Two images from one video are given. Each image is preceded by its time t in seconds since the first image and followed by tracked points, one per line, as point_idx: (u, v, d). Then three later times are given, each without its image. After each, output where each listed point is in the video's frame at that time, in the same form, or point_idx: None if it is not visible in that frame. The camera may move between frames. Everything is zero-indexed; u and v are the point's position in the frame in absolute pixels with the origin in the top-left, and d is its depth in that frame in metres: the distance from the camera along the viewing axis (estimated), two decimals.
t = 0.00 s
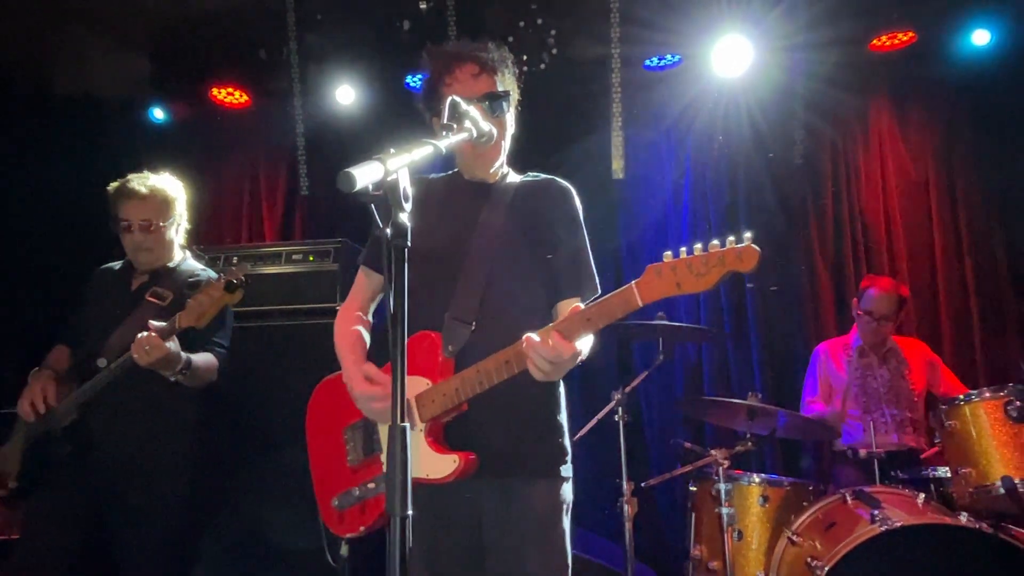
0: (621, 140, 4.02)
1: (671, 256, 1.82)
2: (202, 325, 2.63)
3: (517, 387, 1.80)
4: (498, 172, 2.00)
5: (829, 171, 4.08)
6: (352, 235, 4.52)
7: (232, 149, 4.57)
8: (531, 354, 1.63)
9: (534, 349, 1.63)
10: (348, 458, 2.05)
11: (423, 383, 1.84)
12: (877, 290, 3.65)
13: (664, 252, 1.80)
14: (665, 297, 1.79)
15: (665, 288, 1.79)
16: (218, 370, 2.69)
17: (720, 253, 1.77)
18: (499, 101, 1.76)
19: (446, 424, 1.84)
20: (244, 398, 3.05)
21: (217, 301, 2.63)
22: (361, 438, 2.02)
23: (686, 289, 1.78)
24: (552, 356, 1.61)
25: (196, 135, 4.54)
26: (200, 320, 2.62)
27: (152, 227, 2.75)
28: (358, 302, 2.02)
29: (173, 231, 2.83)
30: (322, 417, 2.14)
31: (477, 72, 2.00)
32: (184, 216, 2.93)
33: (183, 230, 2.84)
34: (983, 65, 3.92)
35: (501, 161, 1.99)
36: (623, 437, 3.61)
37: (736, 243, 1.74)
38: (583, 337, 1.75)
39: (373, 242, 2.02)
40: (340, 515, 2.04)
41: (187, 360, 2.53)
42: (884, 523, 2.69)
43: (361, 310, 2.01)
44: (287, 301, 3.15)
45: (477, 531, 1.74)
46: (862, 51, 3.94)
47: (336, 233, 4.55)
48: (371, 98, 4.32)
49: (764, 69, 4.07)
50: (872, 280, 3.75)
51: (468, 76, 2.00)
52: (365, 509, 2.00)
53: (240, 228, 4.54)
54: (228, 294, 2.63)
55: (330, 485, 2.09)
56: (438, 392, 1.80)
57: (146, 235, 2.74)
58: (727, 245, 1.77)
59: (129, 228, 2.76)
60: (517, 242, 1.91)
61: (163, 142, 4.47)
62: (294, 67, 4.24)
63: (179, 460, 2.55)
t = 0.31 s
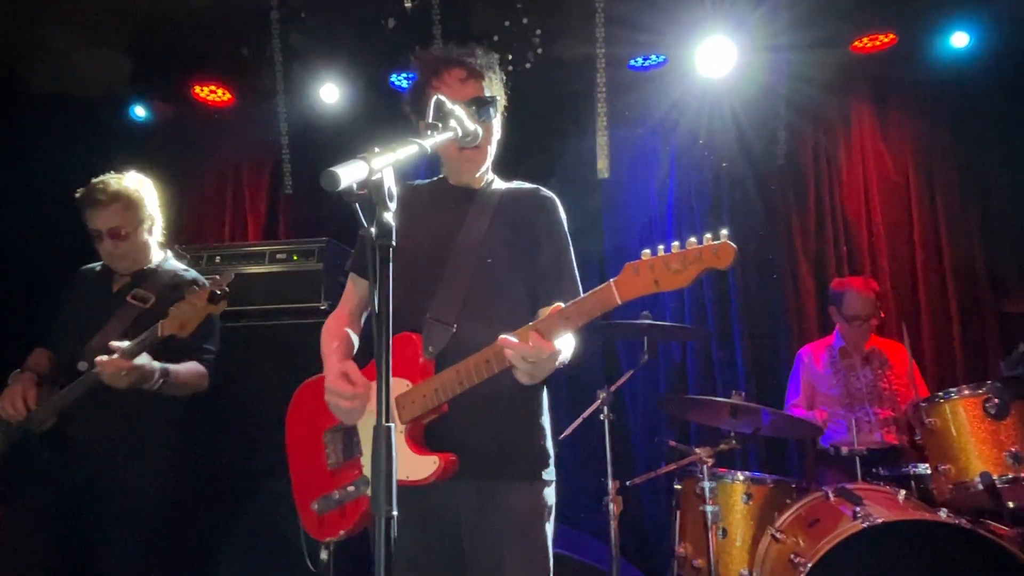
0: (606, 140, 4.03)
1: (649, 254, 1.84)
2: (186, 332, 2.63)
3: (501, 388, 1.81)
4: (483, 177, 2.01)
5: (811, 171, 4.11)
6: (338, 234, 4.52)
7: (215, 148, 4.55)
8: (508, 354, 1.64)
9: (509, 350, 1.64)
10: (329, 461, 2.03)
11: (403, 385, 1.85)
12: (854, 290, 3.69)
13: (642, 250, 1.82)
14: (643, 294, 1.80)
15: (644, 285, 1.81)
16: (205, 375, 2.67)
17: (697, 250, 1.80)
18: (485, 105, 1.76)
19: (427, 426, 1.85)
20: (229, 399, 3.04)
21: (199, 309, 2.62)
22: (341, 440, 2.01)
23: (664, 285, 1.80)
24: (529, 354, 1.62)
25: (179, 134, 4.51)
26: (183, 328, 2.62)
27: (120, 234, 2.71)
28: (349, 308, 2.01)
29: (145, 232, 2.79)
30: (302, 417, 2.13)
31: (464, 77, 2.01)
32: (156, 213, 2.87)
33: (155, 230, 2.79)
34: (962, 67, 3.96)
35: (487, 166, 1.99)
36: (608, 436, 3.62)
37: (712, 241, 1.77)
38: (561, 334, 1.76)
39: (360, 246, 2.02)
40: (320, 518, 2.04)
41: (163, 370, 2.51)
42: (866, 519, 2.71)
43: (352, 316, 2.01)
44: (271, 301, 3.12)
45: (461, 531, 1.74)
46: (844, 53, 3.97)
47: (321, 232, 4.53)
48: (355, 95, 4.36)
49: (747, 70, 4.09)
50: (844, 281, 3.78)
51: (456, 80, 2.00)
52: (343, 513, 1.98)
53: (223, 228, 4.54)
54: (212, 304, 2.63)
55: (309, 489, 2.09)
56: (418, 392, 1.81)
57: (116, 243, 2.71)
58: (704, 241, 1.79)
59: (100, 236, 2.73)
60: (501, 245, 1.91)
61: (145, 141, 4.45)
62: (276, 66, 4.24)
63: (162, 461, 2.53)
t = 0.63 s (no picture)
0: (597, 138, 4.04)
1: (636, 250, 1.86)
2: (179, 343, 2.61)
3: (493, 387, 1.82)
4: (474, 176, 2.01)
5: (801, 170, 4.13)
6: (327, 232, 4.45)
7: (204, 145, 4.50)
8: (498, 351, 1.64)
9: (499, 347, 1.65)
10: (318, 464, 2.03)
11: (393, 383, 1.85)
12: (842, 288, 3.74)
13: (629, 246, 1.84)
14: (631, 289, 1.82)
15: (631, 280, 1.82)
16: (193, 383, 2.67)
17: (683, 244, 1.82)
18: (477, 105, 1.74)
19: (416, 424, 1.85)
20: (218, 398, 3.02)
21: (192, 322, 2.59)
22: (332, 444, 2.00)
23: (651, 280, 1.82)
24: (518, 349, 1.63)
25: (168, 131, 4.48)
26: (176, 339, 2.60)
27: (102, 234, 2.70)
28: (336, 306, 2.00)
29: (129, 231, 2.78)
30: (292, 417, 2.14)
31: (457, 77, 2.02)
32: (141, 211, 2.86)
33: (139, 229, 2.79)
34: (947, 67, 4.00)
35: (478, 166, 2.00)
36: (599, 434, 3.63)
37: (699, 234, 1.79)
38: (552, 331, 1.76)
39: (349, 246, 2.03)
40: (309, 518, 2.03)
41: (136, 389, 2.52)
42: (855, 515, 2.72)
43: (340, 316, 1.99)
44: (262, 300, 3.12)
45: (452, 530, 1.74)
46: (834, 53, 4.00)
47: (310, 230, 4.48)
48: (346, 93, 4.30)
49: (738, 70, 4.11)
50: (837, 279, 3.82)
51: (448, 81, 2.01)
52: (335, 514, 2.00)
53: (212, 226, 4.43)
54: (206, 317, 2.59)
55: (296, 490, 2.07)
56: (408, 391, 1.81)
57: (100, 243, 2.71)
58: (690, 236, 1.81)
59: (84, 237, 2.72)
60: (492, 243, 1.92)
61: (135, 138, 4.43)
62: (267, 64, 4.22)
63: (152, 460, 2.53)
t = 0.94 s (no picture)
0: (588, 138, 4.05)
1: (632, 250, 1.88)
2: (175, 343, 2.59)
3: (485, 387, 1.82)
4: (465, 179, 2.02)
5: (791, 170, 4.16)
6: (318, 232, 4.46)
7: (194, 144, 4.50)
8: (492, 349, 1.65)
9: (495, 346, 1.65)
10: (312, 462, 2.03)
11: (387, 383, 1.85)
12: (831, 286, 3.78)
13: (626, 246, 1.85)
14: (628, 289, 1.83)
15: (628, 279, 1.83)
16: (188, 380, 2.66)
17: (680, 244, 1.83)
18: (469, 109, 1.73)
19: (411, 424, 1.85)
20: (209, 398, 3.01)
21: (187, 322, 2.58)
22: (324, 441, 2.01)
23: (647, 279, 1.83)
24: (512, 350, 1.64)
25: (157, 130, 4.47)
26: (172, 339, 2.58)
27: (97, 226, 2.71)
28: (329, 307, 2.01)
29: (118, 226, 2.79)
30: (283, 418, 2.14)
31: (450, 81, 2.03)
32: (128, 209, 2.88)
33: (128, 225, 2.80)
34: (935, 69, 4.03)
35: (469, 168, 2.01)
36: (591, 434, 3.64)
37: (695, 235, 1.82)
38: (546, 331, 1.76)
39: (340, 247, 2.03)
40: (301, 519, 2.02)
41: (129, 392, 2.50)
42: (844, 514, 2.74)
43: (331, 316, 2.00)
44: (252, 300, 3.11)
45: (445, 530, 1.75)
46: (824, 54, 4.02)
47: (301, 230, 4.48)
48: (337, 93, 4.28)
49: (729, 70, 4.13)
50: (826, 277, 3.87)
51: (441, 84, 2.02)
52: (328, 515, 1.97)
53: (202, 225, 4.44)
54: (203, 317, 2.57)
55: (290, 491, 2.09)
56: (403, 391, 1.81)
57: (91, 235, 2.71)
58: (686, 236, 1.83)
59: (73, 229, 2.71)
60: (483, 244, 1.93)
61: (122, 136, 4.38)
62: (257, 63, 4.22)
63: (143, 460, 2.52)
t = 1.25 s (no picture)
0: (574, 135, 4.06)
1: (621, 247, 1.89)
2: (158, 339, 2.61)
3: (470, 384, 1.83)
4: (448, 177, 2.02)
5: (774, 167, 4.19)
6: (303, 227, 4.45)
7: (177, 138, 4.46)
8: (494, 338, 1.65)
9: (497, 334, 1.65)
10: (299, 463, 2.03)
11: (375, 380, 1.84)
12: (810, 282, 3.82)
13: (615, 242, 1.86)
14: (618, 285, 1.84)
15: (618, 275, 1.84)
16: (166, 381, 2.67)
17: (668, 241, 1.86)
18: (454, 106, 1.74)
19: (399, 422, 1.85)
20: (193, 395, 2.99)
21: (171, 317, 2.61)
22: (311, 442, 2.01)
23: (637, 275, 1.84)
24: (516, 339, 1.64)
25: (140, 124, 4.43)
26: (155, 336, 2.61)
27: (79, 221, 2.70)
28: (308, 302, 2.00)
29: (99, 222, 2.77)
30: (270, 417, 2.13)
31: (436, 79, 2.02)
32: (111, 205, 2.87)
33: (109, 220, 2.79)
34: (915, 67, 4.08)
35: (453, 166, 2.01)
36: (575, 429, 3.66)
37: (683, 232, 1.86)
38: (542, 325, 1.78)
39: (324, 246, 2.03)
40: (288, 519, 2.03)
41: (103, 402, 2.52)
42: (826, 507, 2.78)
43: (311, 313, 2.00)
44: (236, 296, 3.08)
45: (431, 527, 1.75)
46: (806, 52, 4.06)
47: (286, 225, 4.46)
48: (321, 87, 4.28)
49: (713, 67, 4.16)
50: (803, 274, 3.91)
51: (427, 83, 2.01)
52: (316, 515, 2.00)
53: (185, 221, 4.42)
54: (187, 313, 2.63)
55: (274, 489, 2.07)
56: (391, 389, 1.81)
57: (72, 230, 2.69)
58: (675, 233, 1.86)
59: (53, 223, 2.69)
60: (469, 241, 1.93)
61: (103, 130, 4.34)
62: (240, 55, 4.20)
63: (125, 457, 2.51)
